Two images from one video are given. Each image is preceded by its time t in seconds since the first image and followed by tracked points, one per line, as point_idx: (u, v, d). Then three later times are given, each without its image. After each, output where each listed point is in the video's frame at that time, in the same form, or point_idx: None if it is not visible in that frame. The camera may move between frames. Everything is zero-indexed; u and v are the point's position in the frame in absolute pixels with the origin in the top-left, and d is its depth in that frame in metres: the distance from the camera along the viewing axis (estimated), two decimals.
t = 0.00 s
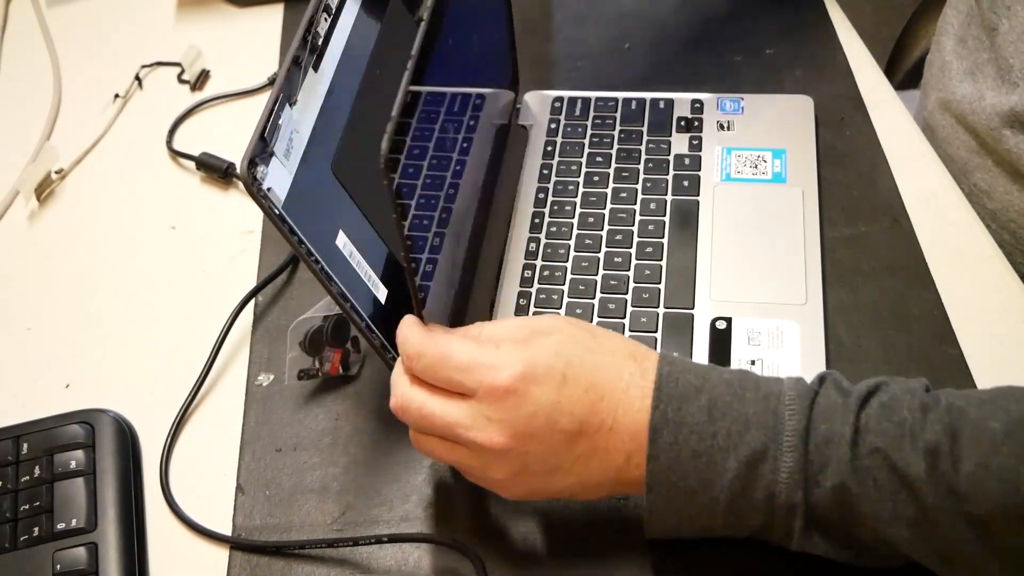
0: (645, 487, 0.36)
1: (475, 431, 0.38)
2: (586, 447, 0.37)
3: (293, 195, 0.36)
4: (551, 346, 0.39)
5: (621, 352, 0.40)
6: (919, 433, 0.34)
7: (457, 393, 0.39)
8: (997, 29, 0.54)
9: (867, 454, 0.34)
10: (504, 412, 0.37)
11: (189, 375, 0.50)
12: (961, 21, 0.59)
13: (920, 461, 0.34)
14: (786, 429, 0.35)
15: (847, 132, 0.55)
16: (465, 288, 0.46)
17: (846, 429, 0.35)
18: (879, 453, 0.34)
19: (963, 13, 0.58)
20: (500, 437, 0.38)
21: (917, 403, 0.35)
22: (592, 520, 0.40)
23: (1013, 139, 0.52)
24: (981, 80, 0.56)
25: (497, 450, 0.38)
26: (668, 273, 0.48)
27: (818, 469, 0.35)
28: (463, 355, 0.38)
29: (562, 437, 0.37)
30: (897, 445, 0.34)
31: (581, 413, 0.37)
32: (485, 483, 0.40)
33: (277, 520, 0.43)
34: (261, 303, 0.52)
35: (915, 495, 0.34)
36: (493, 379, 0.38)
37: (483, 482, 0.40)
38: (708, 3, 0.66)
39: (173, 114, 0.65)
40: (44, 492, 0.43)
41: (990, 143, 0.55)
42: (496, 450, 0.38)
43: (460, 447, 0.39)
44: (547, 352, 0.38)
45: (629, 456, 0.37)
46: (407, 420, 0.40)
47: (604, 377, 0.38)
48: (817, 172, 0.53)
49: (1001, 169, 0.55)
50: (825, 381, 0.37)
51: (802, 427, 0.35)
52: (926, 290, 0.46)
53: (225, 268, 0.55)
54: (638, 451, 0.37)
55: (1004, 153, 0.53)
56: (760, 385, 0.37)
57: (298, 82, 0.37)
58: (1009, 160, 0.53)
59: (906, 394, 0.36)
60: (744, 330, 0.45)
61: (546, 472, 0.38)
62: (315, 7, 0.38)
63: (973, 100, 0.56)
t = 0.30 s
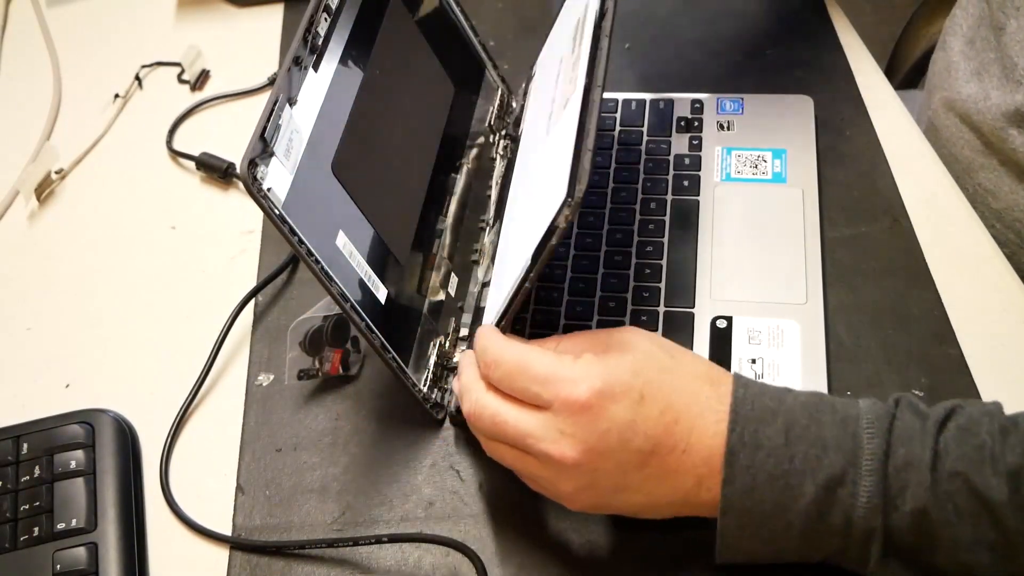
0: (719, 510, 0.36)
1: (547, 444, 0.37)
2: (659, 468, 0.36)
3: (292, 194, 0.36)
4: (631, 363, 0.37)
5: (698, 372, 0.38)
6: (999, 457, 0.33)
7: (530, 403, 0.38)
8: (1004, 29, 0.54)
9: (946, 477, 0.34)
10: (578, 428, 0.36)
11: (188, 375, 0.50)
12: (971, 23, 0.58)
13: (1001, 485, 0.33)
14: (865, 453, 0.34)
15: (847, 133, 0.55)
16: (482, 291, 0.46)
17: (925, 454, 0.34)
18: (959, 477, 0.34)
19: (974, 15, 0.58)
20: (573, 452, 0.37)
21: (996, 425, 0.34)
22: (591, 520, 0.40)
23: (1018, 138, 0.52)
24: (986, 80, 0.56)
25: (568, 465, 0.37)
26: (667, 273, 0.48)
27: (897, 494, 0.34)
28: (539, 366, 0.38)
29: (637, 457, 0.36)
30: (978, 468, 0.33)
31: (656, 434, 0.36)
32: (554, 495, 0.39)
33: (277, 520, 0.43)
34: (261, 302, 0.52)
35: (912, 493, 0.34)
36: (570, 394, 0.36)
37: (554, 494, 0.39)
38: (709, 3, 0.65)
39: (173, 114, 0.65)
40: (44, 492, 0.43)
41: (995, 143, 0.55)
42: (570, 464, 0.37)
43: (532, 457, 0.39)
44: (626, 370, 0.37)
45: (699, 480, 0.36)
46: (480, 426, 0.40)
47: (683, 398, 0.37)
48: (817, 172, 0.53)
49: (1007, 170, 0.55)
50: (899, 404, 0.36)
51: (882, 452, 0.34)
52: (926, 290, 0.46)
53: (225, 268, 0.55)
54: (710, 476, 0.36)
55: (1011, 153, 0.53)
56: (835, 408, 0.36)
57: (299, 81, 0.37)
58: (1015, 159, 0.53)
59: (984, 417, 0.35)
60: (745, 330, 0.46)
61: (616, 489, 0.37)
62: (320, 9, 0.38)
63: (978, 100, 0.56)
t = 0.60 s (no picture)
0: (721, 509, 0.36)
1: (554, 442, 0.37)
2: (666, 467, 0.36)
3: (292, 195, 0.36)
4: (640, 362, 0.37)
5: (705, 373, 0.38)
6: (1001, 456, 0.33)
7: (537, 403, 0.39)
8: (1011, 27, 0.54)
9: (947, 476, 0.33)
10: (586, 426, 0.36)
11: (188, 375, 0.50)
12: (977, 20, 0.58)
13: (1003, 484, 0.33)
14: (866, 452, 0.34)
15: (847, 132, 0.55)
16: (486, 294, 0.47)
17: (927, 452, 0.34)
18: (961, 476, 0.33)
19: (980, 12, 0.58)
20: (581, 450, 0.37)
21: (997, 424, 0.34)
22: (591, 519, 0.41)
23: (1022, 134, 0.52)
24: (992, 78, 0.55)
25: (575, 464, 0.37)
26: (667, 272, 0.48)
27: (899, 493, 0.34)
28: (547, 365, 0.38)
29: (645, 455, 0.36)
30: (980, 469, 0.33)
31: (664, 433, 0.36)
32: (560, 495, 0.39)
33: (277, 520, 0.43)
34: (261, 302, 0.52)
35: (915, 491, 0.33)
36: (578, 393, 0.37)
37: (559, 494, 0.39)
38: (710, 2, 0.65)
39: (173, 114, 0.65)
40: (44, 492, 0.43)
41: (1000, 140, 0.55)
42: (578, 462, 0.37)
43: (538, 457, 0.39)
44: (635, 369, 0.37)
45: (703, 480, 0.36)
46: (486, 426, 0.40)
47: (690, 397, 0.37)
48: (817, 171, 0.53)
49: (1012, 167, 0.54)
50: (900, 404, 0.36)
51: (884, 451, 0.34)
52: (926, 290, 0.46)
53: (225, 268, 0.55)
54: (714, 475, 0.36)
55: (1016, 151, 0.53)
56: (837, 407, 0.36)
57: (299, 81, 0.37)
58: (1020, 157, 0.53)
59: (985, 416, 0.35)
60: (745, 329, 0.46)
61: (623, 488, 0.37)
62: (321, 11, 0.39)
63: (984, 98, 0.56)
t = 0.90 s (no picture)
0: (662, 481, 0.36)
1: (494, 414, 0.37)
2: (606, 436, 0.37)
3: (291, 193, 0.36)
4: (577, 333, 0.38)
5: (643, 345, 0.39)
6: (938, 430, 0.34)
7: (475, 376, 0.38)
8: (1014, 29, 0.53)
9: (886, 450, 0.34)
10: (527, 396, 0.37)
11: (188, 376, 0.50)
12: (976, 21, 0.58)
13: (938, 457, 0.33)
14: (803, 425, 0.35)
15: (848, 133, 0.55)
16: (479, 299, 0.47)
17: (864, 425, 0.34)
18: (898, 450, 0.34)
19: (978, 13, 0.58)
20: (522, 421, 0.37)
21: (937, 400, 0.35)
22: (592, 519, 0.40)
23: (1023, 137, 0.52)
24: (993, 80, 0.55)
25: (516, 435, 0.37)
26: (667, 273, 0.48)
27: (835, 466, 0.34)
28: (486, 337, 0.38)
29: (585, 425, 0.37)
30: (916, 443, 0.34)
31: (603, 402, 0.36)
32: (499, 470, 0.39)
33: (277, 520, 0.43)
34: (261, 302, 0.52)
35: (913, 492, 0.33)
36: (517, 362, 0.37)
37: (498, 468, 0.39)
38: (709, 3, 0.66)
39: (173, 114, 0.65)
40: (44, 492, 0.43)
41: (1000, 142, 0.55)
42: (519, 434, 0.37)
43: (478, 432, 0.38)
44: (573, 339, 0.37)
45: (646, 451, 0.37)
46: (424, 404, 0.39)
47: (628, 368, 0.37)
48: (817, 172, 0.53)
49: (1012, 168, 0.55)
50: (841, 378, 0.37)
51: (821, 423, 0.35)
52: (927, 290, 0.46)
53: (225, 268, 0.55)
54: (655, 445, 0.36)
55: (1016, 154, 0.54)
56: (777, 380, 0.37)
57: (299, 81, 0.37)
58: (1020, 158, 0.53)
59: (926, 393, 0.35)
60: (745, 330, 0.45)
61: (564, 460, 0.37)
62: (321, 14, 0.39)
63: (985, 99, 0.55)
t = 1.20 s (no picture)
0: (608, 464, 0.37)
1: (443, 404, 0.39)
2: (553, 421, 0.38)
3: (294, 196, 0.36)
4: (519, 321, 0.40)
5: (585, 330, 0.40)
6: (879, 413, 0.34)
7: (424, 369, 0.40)
8: (1006, 32, 0.53)
9: (827, 434, 0.35)
10: (473, 383, 0.38)
11: (188, 376, 0.50)
12: (965, 21, 0.58)
13: (878, 440, 0.34)
14: (746, 407, 0.35)
15: (847, 132, 0.55)
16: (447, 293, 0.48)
17: (806, 409, 0.35)
18: (839, 433, 0.34)
19: (967, 12, 0.58)
20: (470, 409, 0.38)
21: (879, 384, 0.35)
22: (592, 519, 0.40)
23: (1018, 142, 0.52)
24: (988, 83, 0.55)
25: (465, 423, 0.38)
26: (668, 273, 0.48)
27: (777, 450, 0.35)
28: (431, 330, 0.39)
29: (531, 410, 0.38)
30: (856, 427, 0.34)
31: (549, 385, 0.38)
32: (453, 462, 0.40)
33: (277, 520, 0.43)
34: (261, 302, 0.52)
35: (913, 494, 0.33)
36: (462, 351, 0.38)
37: (452, 460, 0.40)
38: (708, 3, 0.66)
39: (174, 114, 0.65)
40: (44, 492, 0.43)
41: (995, 147, 0.55)
42: (469, 422, 0.38)
43: (430, 424, 0.40)
44: (515, 325, 0.39)
45: (594, 434, 0.37)
46: (376, 402, 0.40)
47: (571, 353, 0.39)
48: (817, 172, 0.53)
49: (1007, 172, 0.55)
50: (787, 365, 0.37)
51: (763, 405, 0.35)
52: (928, 290, 0.46)
53: (225, 268, 0.55)
54: (602, 428, 0.37)
55: (1010, 158, 0.54)
56: (721, 365, 0.37)
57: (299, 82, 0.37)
58: (1015, 162, 0.53)
59: (867, 377, 0.36)
60: (744, 330, 0.45)
61: (514, 447, 0.38)
62: (318, 16, 0.38)
63: (980, 102, 0.55)
